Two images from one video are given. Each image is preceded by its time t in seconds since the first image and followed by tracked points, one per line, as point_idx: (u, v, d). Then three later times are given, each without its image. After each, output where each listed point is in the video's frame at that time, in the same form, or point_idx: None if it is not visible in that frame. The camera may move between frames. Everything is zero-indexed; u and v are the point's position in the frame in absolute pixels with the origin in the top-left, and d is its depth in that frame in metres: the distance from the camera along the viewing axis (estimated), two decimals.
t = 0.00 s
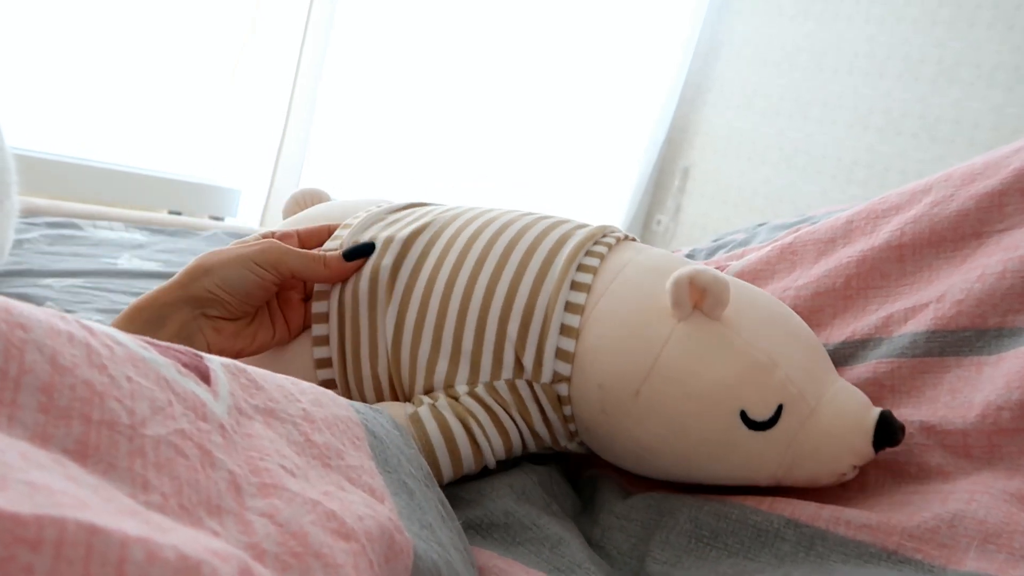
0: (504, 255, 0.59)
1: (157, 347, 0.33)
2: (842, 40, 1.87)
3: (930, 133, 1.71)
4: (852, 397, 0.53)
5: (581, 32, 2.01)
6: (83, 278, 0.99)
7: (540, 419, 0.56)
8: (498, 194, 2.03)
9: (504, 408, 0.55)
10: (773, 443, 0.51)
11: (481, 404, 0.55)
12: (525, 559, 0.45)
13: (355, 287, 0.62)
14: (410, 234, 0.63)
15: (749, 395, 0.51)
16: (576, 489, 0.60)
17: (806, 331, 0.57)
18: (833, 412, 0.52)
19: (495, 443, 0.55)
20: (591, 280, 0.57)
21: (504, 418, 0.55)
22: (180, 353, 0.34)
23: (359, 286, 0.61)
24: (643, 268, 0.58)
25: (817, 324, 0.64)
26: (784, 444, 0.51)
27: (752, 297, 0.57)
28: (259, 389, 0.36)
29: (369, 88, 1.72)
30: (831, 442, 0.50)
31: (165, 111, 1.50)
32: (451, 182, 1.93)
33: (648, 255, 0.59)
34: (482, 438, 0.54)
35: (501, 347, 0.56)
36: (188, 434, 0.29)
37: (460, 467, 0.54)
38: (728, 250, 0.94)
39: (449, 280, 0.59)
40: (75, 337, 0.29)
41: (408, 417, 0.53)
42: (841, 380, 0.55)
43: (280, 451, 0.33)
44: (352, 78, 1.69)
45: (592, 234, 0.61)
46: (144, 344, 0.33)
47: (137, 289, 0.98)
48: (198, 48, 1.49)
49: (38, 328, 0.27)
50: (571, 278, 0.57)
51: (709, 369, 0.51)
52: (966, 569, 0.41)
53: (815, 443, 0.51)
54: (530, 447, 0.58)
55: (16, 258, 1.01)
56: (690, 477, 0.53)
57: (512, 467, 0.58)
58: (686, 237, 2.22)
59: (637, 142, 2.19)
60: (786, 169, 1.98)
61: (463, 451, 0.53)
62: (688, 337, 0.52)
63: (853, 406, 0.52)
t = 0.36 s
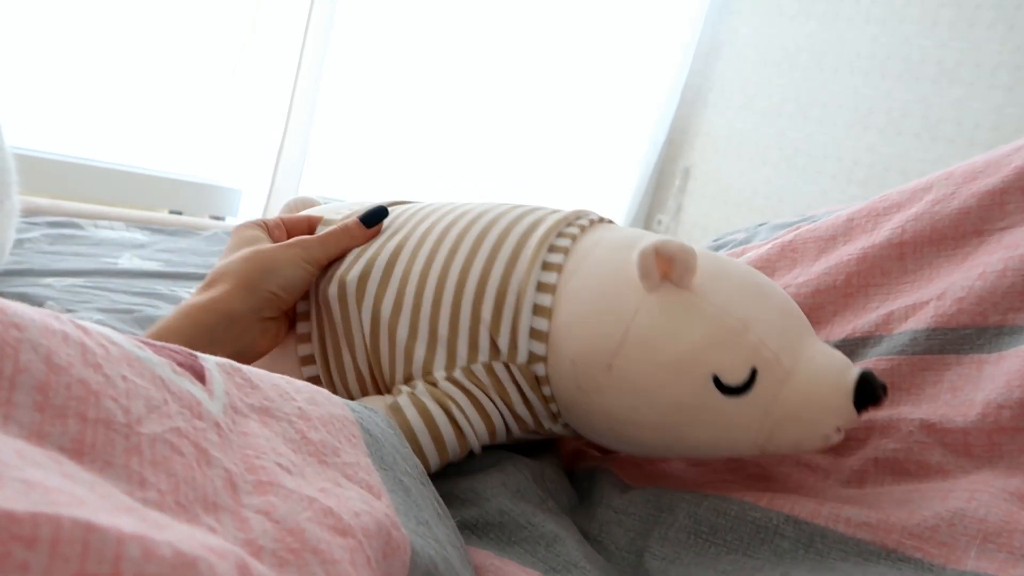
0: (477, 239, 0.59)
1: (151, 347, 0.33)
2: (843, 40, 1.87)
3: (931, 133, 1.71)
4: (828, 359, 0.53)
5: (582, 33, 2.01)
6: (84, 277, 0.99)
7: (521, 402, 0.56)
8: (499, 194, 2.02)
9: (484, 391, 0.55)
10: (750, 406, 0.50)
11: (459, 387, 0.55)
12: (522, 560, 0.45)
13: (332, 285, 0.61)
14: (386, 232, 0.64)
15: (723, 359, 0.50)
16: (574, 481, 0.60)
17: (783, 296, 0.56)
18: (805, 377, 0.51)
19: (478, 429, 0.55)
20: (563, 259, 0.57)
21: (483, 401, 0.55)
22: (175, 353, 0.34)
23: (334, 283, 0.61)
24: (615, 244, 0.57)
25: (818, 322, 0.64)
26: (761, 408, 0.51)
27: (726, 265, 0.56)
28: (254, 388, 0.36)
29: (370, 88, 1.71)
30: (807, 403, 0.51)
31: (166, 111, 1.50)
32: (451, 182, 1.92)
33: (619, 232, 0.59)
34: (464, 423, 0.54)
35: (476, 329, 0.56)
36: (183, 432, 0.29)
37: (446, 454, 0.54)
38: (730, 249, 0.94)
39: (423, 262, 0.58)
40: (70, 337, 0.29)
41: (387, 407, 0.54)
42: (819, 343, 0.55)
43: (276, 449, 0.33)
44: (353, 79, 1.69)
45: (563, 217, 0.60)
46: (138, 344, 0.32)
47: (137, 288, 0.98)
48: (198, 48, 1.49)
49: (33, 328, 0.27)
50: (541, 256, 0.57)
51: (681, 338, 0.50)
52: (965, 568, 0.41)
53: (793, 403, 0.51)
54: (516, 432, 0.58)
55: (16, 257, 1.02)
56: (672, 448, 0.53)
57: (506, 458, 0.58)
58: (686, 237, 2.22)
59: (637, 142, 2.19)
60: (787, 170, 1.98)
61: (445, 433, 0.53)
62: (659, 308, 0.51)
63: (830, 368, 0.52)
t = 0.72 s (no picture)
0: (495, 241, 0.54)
1: (153, 340, 0.33)
2: (845, 37, 1.86)
3: (932, 130, 1.70)
4: (843, 404, 0.50)
5: (583, 31, 2.01)
6: (84, 271, 0.99)
7: (524, 426, 0.52)
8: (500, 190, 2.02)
9: (485, 417, 0.52)
10: (760, 455, 0.48)
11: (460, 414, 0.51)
12: (524, 557, 0.45)
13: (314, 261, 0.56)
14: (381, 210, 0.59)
15: (736, 408, 0.47)
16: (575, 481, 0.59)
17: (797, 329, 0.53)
18: (821, 422, 0.49)
19: (478, 451, 0.52)
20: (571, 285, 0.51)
21: (485, 427, 0.52)
22: (177, 347, 0.34)
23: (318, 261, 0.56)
24: (630, 266, 0.53)
25: (819, 312, 0.64)
26: (770, 455, 0.48)
27: (741, 296, 0.52)
28: (258, 381, 0.36)
29: (371, 84, 1.71)
30: (819, 452, 0.48)
31: (167, 109, 1.51)
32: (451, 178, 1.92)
33: (634, 249, 0.54)
34: (464, 447, 0.51)
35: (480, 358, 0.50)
36: (186, 426, 0.29)
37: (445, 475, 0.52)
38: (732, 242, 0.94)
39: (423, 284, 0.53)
40: (71, 330, 0.28)
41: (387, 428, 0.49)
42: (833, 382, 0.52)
43: (280, 444, 0.33)
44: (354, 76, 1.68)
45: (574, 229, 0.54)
46: (140, 337, 0.32)
47: (138, 282, 0.98)
48: (200, 48, 1.49)
49: (33, 321, 0.27)
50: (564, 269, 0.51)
51: (694, 381, 0.47)
52: (969, 562, 0.41)
53: (803, 454, 0.48)
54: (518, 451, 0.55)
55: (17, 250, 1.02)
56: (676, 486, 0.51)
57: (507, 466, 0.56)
58: (688, 233, 2.22)
59: (639, 139, 2.18)
60: (789, 166, 1.97)
61: (445, 460, 0.51)
62: (671, 349, 0.48)
63: (844, 414, 0.49)
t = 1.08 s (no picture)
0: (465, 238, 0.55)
1: (193, 352, 0.33)
2: (846, 34, 1.86)
3: (933, 127, 1.70)
4: (820, 332, 0.52)
5: (583, 28, 2.01)
6: (84, 267, 0.99)
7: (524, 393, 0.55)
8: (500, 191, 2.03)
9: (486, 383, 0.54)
10: (750, 382, 0.50)
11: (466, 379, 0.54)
12: (521, 555, 0.45)
13: (304, 264, 0.59)
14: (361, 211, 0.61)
15: (722, 336, 0.49)
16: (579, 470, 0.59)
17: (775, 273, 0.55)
18: (800, 355, 0.51)
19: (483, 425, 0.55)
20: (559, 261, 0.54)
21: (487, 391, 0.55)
22: (216, 359, 0.34)
23: (308, 263, 0.59)
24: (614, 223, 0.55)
25: (819, 310, 0.65)
26: (758, 382, 0.50)
27: (717, 241, 0.55)
28: (293, 397, 0.35)
29: (371, 85, 1.71)
30: (803, 375, 0.51)
31: (167, 104, 1.51)
32: (451, 178, 1.93)
33: (616, 211, 0.57)
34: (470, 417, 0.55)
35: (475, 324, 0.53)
36: (227, 430, 0.30)
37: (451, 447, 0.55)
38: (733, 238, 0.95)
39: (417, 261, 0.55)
40: (118, 338, 0.29)
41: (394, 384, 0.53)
42: (810, 315, 0.54)
43: (311, 455, 0.33)
44: (353, 75, 1.68)
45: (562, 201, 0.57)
46: (182, 350, 0.33)
47: (138, 277, 0.98)
48: (200, 43, 1.50)
49: (85, 329, 0.28)
50: (533, 239, 0.54)
51: (680, 316, 0.50)
52: (966, 560, 0.42)
53: (787, 380, 0.51)
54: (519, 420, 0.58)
55: (15, 245, 1.01)
56: (673, 424, 0.53)
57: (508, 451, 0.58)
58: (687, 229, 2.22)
59: (639, 135, 2.18)
60: (789, 162, 1.98)
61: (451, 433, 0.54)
62: (658, 289, 0.50)
63: (824, 340, 0.52)
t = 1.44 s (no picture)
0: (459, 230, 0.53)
1: (197, 342, 0.33)
2: (846, 34, 1.86)
3: (934, 125, 1.69)
4: (838, 363, 0.49)
5: (584, 28, 2.01)
6: (85, 263, 0.99)
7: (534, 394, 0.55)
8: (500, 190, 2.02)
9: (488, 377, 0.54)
10: (765, 412, 0.47)
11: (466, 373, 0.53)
12: (527, 554, 0.45)
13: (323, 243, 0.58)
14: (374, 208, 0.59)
15: (741, 364, 0.46)
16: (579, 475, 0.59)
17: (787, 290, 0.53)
18: (819, 379, 0.49)
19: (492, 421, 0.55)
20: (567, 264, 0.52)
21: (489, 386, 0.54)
22: (218, 348, 0.33)
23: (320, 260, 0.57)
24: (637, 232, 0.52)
25: (822, 311, 0.64)
26: (774, 412, 0.47)
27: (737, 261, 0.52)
28: (298, 387, 0.35)
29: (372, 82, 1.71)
30: (820, 408, 0.48)
31: (165, 102, 1.50)
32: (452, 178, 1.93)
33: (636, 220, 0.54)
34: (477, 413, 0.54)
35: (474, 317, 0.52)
36: (231, 424, 0.29)
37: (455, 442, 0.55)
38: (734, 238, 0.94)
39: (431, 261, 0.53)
40: (120, 329, 0.28)
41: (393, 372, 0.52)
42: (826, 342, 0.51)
43: (317, 446, 0.31)
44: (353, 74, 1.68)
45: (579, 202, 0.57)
46: (185, 339, 0.32)
47: (138, 275, 0.98)
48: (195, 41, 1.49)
49: (86, 318, 0.27)
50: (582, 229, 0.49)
51: (700, 338, 0.46)
52: (970, 560, 0.41)
53: (804, 408, 0.48)
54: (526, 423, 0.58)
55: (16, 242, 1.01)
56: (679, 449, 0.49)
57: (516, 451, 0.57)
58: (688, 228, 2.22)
59: (638, 137, 2.17)
60: (789, 162, 1.98)
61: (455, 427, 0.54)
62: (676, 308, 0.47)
63: (841, 371, 0.49)
